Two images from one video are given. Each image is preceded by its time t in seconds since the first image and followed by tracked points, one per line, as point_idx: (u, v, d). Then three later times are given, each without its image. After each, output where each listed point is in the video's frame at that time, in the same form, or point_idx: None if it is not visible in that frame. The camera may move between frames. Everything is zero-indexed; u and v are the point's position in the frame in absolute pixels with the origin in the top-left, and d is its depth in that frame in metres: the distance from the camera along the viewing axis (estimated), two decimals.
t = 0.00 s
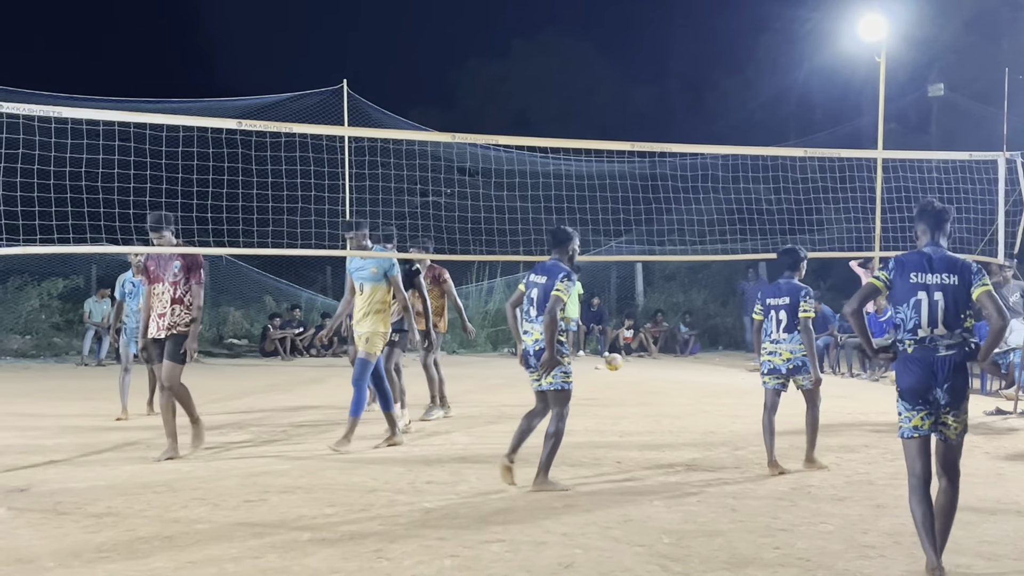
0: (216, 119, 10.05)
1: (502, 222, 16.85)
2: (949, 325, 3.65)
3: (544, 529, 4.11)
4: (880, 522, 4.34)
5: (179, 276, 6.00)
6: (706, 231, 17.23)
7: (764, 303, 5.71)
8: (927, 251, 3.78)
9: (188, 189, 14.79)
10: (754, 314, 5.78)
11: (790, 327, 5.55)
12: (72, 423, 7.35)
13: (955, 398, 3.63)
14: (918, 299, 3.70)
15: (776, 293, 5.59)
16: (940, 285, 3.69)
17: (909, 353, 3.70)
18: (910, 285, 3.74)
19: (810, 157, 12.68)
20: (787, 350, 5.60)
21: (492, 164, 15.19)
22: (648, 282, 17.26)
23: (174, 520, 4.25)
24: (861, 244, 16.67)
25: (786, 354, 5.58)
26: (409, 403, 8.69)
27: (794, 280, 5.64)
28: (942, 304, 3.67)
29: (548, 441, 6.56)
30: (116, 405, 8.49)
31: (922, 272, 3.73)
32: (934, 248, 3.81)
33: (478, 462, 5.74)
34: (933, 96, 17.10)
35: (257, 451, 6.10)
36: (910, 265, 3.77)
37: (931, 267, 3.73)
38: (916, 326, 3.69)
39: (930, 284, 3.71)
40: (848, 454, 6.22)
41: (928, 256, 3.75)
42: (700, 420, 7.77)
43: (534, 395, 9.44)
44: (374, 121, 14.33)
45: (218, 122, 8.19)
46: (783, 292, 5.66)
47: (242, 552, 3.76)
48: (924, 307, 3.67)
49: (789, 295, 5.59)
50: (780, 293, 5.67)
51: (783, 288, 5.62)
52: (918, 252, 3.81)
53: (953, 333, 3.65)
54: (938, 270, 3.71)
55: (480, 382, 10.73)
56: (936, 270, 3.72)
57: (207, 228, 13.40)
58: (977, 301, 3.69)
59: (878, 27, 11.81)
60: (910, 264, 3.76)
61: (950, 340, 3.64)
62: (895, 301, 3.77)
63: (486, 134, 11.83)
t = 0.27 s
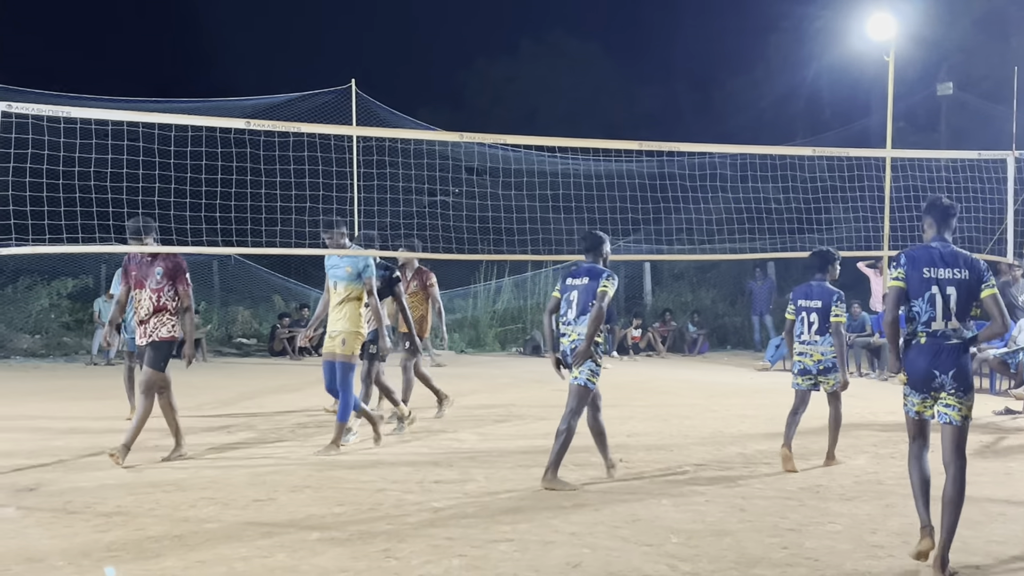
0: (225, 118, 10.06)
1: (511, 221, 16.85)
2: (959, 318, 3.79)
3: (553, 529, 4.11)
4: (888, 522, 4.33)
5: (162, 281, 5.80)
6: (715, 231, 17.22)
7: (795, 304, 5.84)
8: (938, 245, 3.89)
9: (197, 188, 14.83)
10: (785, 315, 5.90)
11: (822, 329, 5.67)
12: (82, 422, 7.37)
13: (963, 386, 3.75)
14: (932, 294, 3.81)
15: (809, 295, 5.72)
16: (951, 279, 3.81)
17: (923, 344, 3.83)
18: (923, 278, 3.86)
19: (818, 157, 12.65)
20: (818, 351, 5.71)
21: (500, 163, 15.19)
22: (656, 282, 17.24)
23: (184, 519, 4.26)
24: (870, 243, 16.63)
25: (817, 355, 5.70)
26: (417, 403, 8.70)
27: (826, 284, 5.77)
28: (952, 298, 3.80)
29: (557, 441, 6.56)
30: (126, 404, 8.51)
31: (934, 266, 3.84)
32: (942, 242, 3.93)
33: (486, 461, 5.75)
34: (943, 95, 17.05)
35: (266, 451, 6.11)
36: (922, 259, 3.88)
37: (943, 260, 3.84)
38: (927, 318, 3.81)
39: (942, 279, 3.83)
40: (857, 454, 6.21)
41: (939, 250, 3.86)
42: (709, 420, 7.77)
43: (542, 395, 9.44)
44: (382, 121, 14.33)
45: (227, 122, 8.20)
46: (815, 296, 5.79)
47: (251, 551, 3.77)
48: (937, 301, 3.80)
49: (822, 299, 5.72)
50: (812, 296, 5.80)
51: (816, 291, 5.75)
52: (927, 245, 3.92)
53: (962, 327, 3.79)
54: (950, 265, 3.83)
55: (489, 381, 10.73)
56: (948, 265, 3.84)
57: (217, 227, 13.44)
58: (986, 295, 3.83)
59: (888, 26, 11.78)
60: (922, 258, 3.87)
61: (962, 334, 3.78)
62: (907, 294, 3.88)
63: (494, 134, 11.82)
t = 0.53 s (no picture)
0: (232, 118, 10.06)
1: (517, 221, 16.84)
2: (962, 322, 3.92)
3: (560, 528, 4.11)
4: (895, 522, 4.33)
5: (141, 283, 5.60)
6: (722, 230, 17.21)
7: (820, 297, 5.98)
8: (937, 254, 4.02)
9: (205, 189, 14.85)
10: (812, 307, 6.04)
11: (843, 324, 5.80)
12: (89, 421, 7.38)
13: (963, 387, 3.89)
14: (936, 302, 3.94)
15: (831, 290, 5.86)
16: (952, 287, 3.94)
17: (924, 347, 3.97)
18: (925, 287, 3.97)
19: (825, 156, 12.63)
20: (838, 345, 5.86)
21: (506, 163, 15.19)
22: (663, 281, 17.23)
23: (191, 518, 4.26)
24: (877, 242, 16.59)
25: (836, 349, 5.85)
26: (425, 403, 8.68)
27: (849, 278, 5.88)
28: (953, 305, 3.94)
29: (564, 441, 6.56)
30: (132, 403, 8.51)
31: (934, 275, 3.96)
32: (941, 251, 4.04)
33: (493, 461, 5.75)
34: (951, 95, 17.02)
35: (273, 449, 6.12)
36: (924, 267, 3.99)
37: (942, 270, 3.96)
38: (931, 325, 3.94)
39: (942, 287, 3.95)
40: (865, 453, 6.20)
41: (941, 259, 3.98)
42: (716, 419, 7.77)
43: (549, 395, 9.44)
44: (389, 121, 14.32)
45: (234, 121, 8.21)
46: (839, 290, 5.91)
47: (259, 550, 3.77)
48: (939, 309, 3.93)
49: (843, 294, 5.85)
50: (836, 289, 5.92)
51: (838, 287, 5.87)
52: (926, 254, 4.03)
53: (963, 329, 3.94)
54: (949, 274, 3.95)
55: (495, 381, 10.72)
56: (947, 273, 3.96)
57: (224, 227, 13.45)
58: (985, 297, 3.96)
59: (896, 26, 11.76)
60: (925, 268, 3.98)
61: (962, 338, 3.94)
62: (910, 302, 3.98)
63: (502, 134, 11.81)
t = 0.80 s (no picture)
0: (235, 118, 10.06)
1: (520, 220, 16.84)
2: (952, 307, 4.19)
3: (564, 527, 4.11)
4: (899, 521, 4.32)
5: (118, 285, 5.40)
6: (725, 230, 17.19)
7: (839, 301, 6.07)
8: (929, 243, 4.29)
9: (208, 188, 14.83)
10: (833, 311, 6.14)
11: (855, 325, 5.87)
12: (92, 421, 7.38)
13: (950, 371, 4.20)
14: (925, 288, 4.22)
15: (844, 292, 5.94)
16: (941, 274, 4.21)
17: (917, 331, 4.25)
18: (917, 273, 4.26)
19: (828, 156, 12.60)
20: (852, 345, 5.92)
21: (510, 163, 15.17)
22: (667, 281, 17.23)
23: (195, 518, 4.26)
24: (881, 242, 16.58)
25: (850, 350, 5.92)
26: (428, 403, 8.68)
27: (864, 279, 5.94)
28: (943, 291, 4.19)
29: (567, 441, 6.55)
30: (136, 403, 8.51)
31: (926, 264, 4.25)
32: (936, 239, 4.32)
33: (496, 460, 5.75)
34: (954, 94, 17.00)
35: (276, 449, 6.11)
36: (916, 256, 4.29)
37: (933, 258, 4.24)
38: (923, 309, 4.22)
39: (932, 273, 4.23)
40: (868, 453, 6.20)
41: (932, 248, 4.27)
42: (720, 419, 7.76)
43: (552, 395, 9.43)
44: (392, 121, 14.30)
45: (238, 121, 8.20)
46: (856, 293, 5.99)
47: (262, 549, 3.77)
48: (930, 295, 4.20)
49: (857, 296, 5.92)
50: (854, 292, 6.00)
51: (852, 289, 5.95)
52: (921, 244, 4.33)
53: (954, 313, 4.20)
54: (939, 261, 4.23)
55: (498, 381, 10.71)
56: (937, 260, 4.23)
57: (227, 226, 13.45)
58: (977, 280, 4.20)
59: (899, 25, 11.75)
60: (916, 257, 4.28)
61: (954, 322, 4.21)
62: (903, 289, 4.31)
63: (505, 133, 11.80)
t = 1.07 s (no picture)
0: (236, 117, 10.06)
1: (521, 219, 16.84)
2: (941, 313, 4.31)
3: (565, 527, 4.11)
4: (901, 521, 4.32)
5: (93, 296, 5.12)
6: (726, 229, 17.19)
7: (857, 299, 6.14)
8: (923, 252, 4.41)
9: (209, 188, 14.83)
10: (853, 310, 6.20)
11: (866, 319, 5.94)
12: (93, 421, 7.38)
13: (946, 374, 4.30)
14: (918, 295, 4.34)
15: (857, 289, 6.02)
16: (934, 282, 4.32)
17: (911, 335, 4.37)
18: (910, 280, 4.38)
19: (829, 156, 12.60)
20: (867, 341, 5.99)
21: (511, 162, 15.20)
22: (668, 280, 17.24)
23: (196, 517, 4.26)
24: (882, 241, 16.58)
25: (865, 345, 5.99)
26: (429, 402, 8.67)
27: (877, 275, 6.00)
28: (935, 298, 4.31)
29: (569, 440, 6.55)
30: (137, 402, 8.51)
31: (919, 271, 4.37)
32: (934, 249, 4.42)
33: (497, 460, 5.75)
34: (955, 93, 17.00)
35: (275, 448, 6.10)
36: (912, 264, 4.40)
37: (926, 266, 4.35)
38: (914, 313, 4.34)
39: (924, 281, 4.34)
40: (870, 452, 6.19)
41: (928, 257, 4.37)
42: (721, 418, 7.76)
43: (553, 394, 9.43)
44: (394, 120, 14.30)
45: (238, 121, 8.20)
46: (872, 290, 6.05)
47: (263, 549, 3.77)
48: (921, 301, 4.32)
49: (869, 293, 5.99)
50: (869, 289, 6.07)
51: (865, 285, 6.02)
52: (919, 252, 4.42)
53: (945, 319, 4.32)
54: (933, 270, 4.33)
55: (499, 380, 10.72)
56: (930, 269, 4.35)
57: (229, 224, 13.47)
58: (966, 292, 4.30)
59: (900, 25, 11.75)
60: (911, 263, 4.39)
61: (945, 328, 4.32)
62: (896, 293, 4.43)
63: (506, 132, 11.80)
